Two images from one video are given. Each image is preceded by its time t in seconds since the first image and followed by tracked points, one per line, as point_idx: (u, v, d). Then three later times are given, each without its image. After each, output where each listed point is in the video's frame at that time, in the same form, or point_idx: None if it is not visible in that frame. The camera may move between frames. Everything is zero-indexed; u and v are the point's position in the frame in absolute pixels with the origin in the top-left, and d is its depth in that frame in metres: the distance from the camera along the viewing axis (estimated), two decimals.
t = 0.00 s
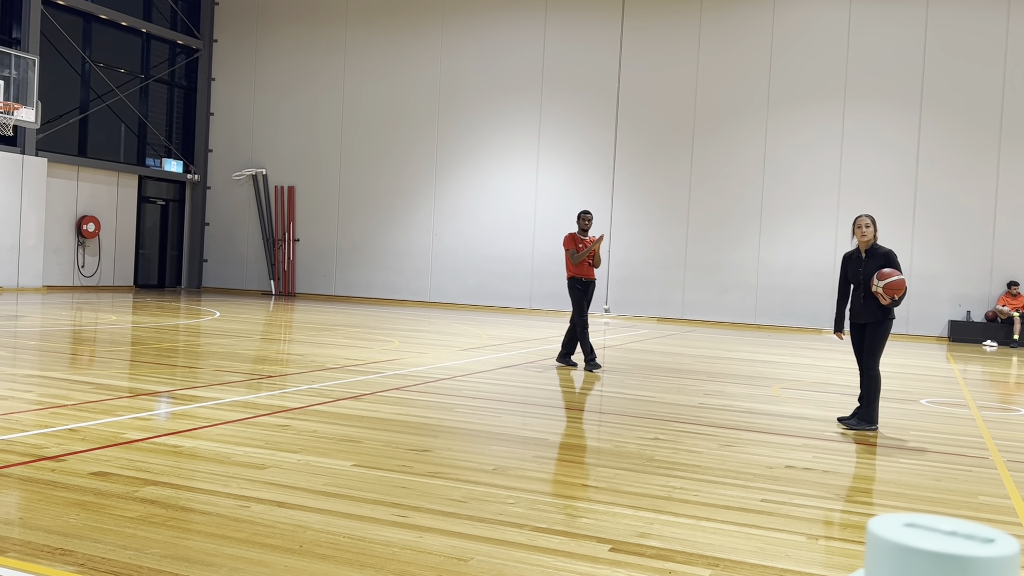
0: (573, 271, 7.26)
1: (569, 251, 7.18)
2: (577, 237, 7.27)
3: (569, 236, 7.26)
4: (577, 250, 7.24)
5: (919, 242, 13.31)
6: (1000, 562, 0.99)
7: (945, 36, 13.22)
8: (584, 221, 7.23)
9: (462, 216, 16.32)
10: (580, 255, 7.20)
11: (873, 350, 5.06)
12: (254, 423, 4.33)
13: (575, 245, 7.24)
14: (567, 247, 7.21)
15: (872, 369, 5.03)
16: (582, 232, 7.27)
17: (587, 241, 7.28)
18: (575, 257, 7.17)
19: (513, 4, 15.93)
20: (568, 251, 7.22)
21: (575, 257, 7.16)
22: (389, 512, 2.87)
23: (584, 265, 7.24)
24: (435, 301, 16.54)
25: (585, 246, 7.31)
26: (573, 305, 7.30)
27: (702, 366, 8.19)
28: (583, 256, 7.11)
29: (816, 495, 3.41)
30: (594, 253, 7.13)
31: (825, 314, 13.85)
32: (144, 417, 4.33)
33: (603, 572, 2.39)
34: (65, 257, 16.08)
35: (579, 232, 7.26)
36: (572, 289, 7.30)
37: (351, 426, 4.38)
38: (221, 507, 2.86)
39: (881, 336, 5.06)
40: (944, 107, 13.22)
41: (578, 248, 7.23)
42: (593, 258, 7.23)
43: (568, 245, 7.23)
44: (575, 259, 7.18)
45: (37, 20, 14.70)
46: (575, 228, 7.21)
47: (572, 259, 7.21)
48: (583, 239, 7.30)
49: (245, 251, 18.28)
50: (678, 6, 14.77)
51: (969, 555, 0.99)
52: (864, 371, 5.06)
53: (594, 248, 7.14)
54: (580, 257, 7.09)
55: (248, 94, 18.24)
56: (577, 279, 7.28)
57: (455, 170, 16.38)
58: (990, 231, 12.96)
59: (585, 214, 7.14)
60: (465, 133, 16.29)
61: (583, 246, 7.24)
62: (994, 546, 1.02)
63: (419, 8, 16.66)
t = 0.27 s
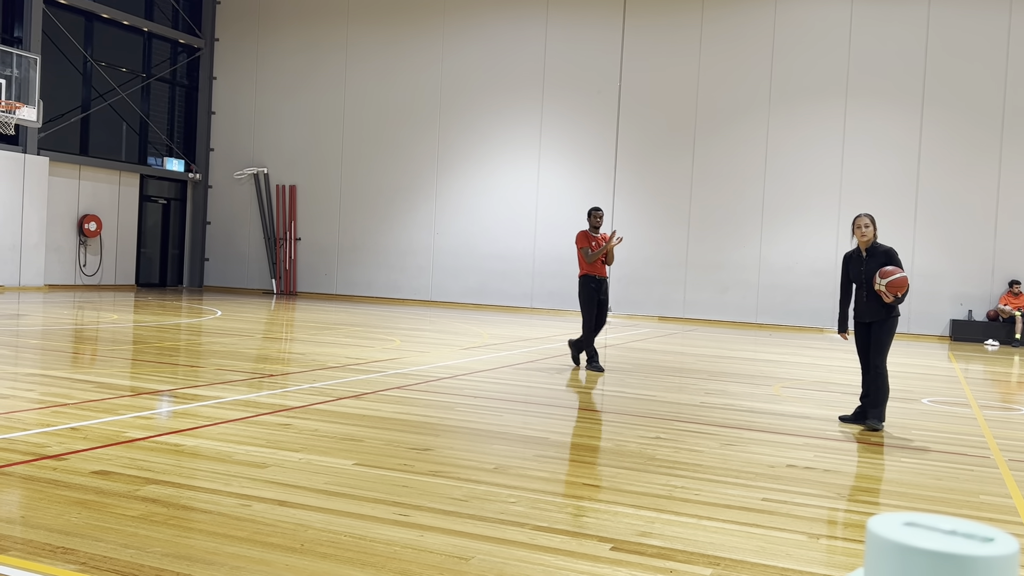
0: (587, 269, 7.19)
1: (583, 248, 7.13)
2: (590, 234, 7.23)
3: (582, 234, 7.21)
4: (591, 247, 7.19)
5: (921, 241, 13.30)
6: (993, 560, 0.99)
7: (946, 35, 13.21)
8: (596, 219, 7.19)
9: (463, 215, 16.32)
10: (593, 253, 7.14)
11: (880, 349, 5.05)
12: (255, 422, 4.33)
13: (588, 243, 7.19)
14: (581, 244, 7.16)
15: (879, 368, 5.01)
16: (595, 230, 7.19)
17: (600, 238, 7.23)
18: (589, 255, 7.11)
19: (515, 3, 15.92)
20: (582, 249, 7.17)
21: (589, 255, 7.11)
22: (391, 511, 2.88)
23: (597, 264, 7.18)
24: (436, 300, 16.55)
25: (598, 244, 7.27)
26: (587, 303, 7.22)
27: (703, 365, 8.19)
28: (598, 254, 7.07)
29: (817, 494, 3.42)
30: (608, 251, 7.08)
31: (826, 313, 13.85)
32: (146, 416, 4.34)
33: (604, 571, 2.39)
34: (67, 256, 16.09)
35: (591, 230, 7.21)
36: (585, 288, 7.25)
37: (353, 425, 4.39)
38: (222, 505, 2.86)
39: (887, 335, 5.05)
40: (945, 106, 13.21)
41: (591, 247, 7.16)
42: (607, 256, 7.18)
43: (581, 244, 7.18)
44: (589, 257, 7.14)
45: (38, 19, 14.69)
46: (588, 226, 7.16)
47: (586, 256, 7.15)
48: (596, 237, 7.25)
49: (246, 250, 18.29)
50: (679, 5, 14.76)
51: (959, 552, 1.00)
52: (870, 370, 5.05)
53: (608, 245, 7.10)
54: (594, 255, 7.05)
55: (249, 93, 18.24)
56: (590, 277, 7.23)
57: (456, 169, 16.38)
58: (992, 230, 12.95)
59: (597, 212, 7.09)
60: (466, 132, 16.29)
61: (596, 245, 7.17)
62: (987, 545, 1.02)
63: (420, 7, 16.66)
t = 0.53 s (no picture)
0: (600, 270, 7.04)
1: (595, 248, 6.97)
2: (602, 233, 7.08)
3: (594, 233, 7.07)
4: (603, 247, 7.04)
5: (923, 240, 13.28)
6: (992, 561, 0.99)
7: (948, 34, 13.20)
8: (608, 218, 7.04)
9: (465, 215, 16.32)
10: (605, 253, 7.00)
11: (886, 349, 5.03)
12: (257, 422, 4.34)
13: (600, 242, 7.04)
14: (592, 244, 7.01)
15: (891, 368, 5.00)
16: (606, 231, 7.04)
17: (612, 238, 7.09)
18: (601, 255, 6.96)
19: (516, 3, 15.92)
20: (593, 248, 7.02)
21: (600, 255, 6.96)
22: (392, 511, 2.88)
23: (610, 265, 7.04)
24: (437, 300, 16.55)
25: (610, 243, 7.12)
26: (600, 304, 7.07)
27: (705, 365, 8.19)
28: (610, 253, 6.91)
29: (818, 494, 3.41)
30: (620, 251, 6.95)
31: (828, 313, 13.84)
32: (147, 415, 4.34)
33: (605, 571, 2.39)
34: (69, 256, 16.10)
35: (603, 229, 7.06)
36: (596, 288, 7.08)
37: (354, 424, 4.39)
38: (224, 505, 2.87)
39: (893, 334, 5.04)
40: (947, 106, 13.19)
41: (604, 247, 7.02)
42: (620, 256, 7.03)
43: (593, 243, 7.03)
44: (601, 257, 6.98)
45: (40, 19, 14.70)
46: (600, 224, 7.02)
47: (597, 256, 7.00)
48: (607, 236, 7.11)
49: (247, 249, 18.29)
50: (680, 5, 14.76)
51: (959, 552, 1.00)
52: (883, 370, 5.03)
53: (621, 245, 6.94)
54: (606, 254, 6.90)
55: (251, 92, 18.25)
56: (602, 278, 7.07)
57: (457, 169, 16.38)
58: (994, 229, 12.95)
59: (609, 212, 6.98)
60: (468, 132, 16.29)
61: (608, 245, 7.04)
62: (987, 545, 1.02)
63: (421, 6, 16.66)
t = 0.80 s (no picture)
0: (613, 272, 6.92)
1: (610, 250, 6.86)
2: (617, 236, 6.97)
3: (610, 236, 6.98)
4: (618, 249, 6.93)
5: (925, 240, 13.28)
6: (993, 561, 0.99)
7: (949, 35, 13.20)
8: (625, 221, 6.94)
9: (465, 215, 16.32)
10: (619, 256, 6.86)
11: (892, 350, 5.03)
12: (258, 422, 4.34)
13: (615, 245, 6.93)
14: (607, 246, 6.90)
15: (898, 369, 5.00)
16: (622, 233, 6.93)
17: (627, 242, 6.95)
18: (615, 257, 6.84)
19: (517, 3, 15.92)
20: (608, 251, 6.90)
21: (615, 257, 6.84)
22: (393, 511, 2.88)
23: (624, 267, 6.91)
24: (438, 300, 16.55)
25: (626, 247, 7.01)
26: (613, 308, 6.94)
27: (705, 365, 8.18)
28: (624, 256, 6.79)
29: (820, 494, 3.41)
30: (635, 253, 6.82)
31: (829, 313, 13.83)
32: (149, 416, 4.35)
33: (607, 571, 2.39)
34: (70, 256, 16.11)
35: (619, 232, 6.95)
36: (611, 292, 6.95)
37: (355, 425, 4.39)
38: (225, 505, 2.87)
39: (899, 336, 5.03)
40: (949, 105, 13.19)
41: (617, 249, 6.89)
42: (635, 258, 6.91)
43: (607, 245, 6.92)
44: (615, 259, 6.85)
45: (41, 19, 14.70)
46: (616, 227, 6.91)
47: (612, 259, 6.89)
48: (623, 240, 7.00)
49: (248, 250, 18.30)
50: (681, 5, 14.76)
51: (960, 552, 1.00)
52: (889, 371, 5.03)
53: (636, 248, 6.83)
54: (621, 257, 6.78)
55: (252, 93, 18.26)
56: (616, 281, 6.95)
57: (458, 169, 16.39)
58: (996, 229, 12.95)
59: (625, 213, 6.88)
60: (469, 131, 16.29)
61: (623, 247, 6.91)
62: (990, 544, 1.02)
63: (422, 7, 16.67)
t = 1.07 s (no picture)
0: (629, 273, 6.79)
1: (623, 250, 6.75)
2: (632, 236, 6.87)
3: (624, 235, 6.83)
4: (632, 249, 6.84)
5: (925, 241, 13.27)
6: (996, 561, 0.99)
7: (948, 35, 13.21)
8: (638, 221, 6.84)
9: (465, 216, 16.33)
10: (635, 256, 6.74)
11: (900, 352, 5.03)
12: (259, 424, 4.34)
13: (630, 244, 6.82)
14: (621, 246, 6.80)
15: (906, 372, 4.99)
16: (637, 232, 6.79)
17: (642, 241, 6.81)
18: (629, 257, 6.74)
19: (517, 4, 15.93)
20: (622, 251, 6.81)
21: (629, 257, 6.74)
22: (395, 513, 2.88)
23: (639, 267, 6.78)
24: (439, 301, 16.55)
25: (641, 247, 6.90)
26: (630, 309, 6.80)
27: (706, 367, 8.18)
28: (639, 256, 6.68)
29: (822, 495, 3.41)
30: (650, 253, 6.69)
31: (829, 314, 13.83)
32: (149, 418, 4.35)
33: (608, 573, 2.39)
34: (71, 259, 16.11)
35: (633, 232, 6.84)
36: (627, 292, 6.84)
37: (356, 427, 4.39)
38: (226, 508, 2.87)
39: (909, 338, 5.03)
40: (949, 106, 13.19)
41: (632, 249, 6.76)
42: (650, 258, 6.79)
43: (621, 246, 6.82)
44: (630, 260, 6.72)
45: (41, 22, 14.71)
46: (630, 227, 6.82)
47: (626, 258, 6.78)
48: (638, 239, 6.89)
49: (249, 252, 18.31)
50: (681, 6, 14.77)
51: (964, 552, 0.99)
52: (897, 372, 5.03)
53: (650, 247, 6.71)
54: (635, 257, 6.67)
55: (252, 95, 18.27)
56: (632, 281, 6.84)
57: (459, 171, 16.39)
58: (996, 229, 12.94)
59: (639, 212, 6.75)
60: (469, 133, 16.29)
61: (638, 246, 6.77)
62: (994, 543, 1.02)
63: (422, 8, 16.68)
